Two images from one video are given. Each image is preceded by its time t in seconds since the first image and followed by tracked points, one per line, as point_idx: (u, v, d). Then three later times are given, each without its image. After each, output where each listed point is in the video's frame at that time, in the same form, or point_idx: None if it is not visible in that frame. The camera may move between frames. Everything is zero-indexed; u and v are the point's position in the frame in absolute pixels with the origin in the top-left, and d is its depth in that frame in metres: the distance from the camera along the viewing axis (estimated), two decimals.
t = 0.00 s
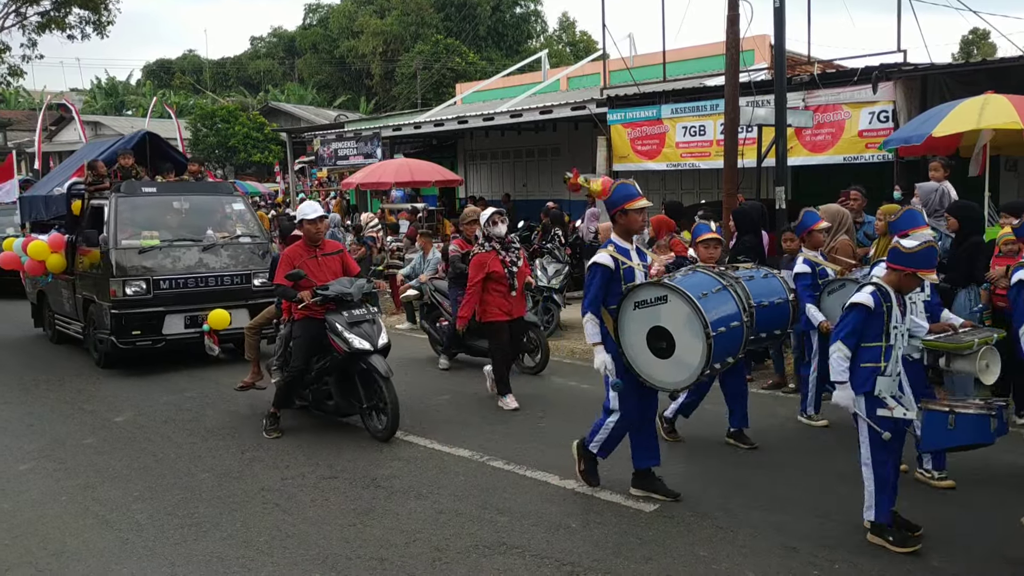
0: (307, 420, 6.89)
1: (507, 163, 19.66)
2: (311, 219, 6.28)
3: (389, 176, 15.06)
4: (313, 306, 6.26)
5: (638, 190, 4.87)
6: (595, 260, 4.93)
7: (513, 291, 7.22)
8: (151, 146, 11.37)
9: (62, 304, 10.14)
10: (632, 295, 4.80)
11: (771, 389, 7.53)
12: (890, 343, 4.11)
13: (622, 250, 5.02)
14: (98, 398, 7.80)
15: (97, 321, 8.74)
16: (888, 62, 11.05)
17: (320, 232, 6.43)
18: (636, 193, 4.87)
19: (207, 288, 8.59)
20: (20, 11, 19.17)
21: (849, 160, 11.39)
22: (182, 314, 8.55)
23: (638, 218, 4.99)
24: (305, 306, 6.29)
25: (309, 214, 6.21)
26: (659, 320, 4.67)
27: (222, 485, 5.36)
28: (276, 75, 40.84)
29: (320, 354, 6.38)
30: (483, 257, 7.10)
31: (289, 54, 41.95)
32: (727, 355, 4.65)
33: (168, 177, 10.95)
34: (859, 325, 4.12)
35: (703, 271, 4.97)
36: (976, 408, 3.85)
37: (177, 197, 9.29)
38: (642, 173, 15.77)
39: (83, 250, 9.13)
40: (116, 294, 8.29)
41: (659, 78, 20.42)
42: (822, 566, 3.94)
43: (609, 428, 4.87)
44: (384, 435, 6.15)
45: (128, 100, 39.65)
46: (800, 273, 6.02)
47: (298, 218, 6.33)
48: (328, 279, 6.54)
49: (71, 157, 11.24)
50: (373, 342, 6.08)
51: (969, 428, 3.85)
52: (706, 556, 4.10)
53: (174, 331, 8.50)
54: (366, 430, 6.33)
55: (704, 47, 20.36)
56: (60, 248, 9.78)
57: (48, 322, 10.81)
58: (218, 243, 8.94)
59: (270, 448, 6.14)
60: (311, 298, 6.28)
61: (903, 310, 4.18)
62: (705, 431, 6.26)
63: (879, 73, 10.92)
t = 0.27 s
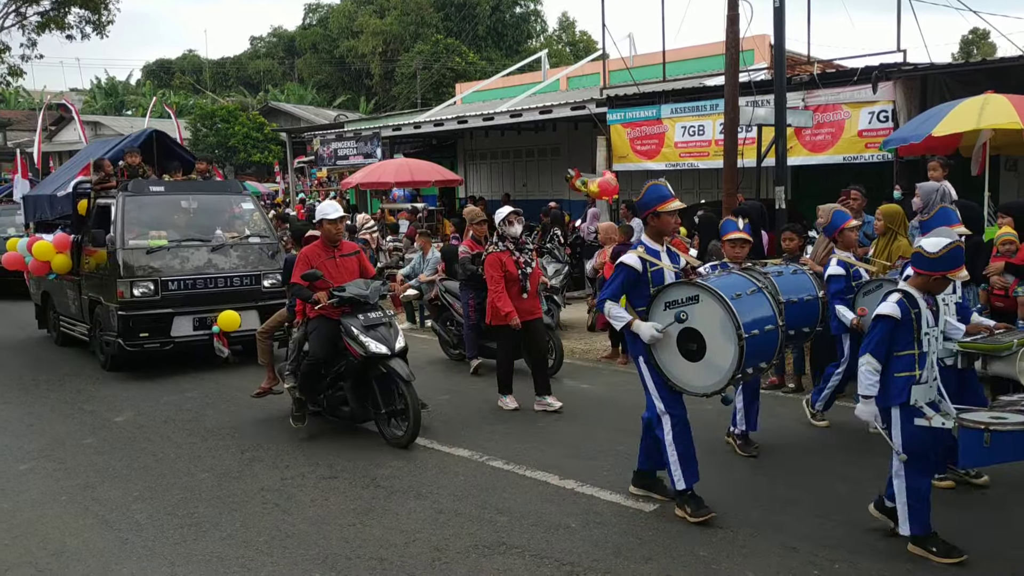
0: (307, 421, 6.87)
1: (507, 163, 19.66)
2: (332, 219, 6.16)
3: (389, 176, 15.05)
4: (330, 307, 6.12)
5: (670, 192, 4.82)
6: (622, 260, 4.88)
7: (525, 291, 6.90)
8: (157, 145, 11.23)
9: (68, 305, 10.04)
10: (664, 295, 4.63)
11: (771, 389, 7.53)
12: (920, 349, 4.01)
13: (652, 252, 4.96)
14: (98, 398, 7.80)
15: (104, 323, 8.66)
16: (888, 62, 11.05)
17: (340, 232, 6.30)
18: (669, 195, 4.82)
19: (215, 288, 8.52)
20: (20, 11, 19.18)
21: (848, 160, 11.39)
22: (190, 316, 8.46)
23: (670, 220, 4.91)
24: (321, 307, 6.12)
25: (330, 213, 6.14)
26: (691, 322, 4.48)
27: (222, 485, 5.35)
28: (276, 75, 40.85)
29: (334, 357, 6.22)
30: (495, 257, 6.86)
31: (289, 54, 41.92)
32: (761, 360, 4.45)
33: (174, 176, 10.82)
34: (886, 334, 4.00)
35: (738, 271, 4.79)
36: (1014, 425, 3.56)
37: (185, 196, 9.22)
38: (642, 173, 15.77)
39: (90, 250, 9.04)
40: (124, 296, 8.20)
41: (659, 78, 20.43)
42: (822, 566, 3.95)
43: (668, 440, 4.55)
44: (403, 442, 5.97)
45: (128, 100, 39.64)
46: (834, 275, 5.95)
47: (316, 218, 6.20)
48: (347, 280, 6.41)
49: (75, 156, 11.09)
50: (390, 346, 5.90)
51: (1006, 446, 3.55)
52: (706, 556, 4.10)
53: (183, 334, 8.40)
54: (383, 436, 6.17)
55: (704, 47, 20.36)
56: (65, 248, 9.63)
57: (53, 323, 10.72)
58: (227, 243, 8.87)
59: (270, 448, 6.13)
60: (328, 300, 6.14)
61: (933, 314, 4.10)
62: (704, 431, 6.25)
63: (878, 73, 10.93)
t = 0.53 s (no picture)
0: (306, 420, 6.87)
1: (507, 162, 19.65)
2: (347, 219, 6.13)
3: (388, 175, 15.04)
4: (344, 308, 6.05)
5: (700, 194, 4.59)
6: (652, 262, 4.67)
7: (548, 297, 6.72)
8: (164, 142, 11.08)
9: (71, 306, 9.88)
10: (701, 297, 4.40)
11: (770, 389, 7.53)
12: (955, 350, 3.89)
13: (684, 254, 4.75)
14: (97, 397, 7.80)
15: (109, 325, 8.50)
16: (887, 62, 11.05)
17: (354, 232, 6.25)
18: (699, 197, 4.59)
19: (224, 289, 8.38)
20: (19, 10, 19.18)
21: (848, 159, 11.39)
22: (198, 318, 8.31)
23: (701, 222, 4.70)
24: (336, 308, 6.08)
25: (346, 212, 6.13)
26: (731, 327, 4.27)
27: (221, 485, 5.35)
28: (276, 75, 40.84)
29: (353, 362, 6.08)
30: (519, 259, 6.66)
31: (288, 53, 41.88)
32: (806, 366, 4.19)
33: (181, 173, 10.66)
34: (919, 338, 3.88)
35: (778, 273, 4.57)
36: None
37: (192, 195, 9.10)
38: (642, 172, 15.77)
39: (95, 251, 8.90)
40: (130, 297, 8.05)
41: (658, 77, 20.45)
42: (820, 566, 3.95)
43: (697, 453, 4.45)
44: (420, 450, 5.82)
45: (128, 100, 39.64)
46: (852, 272, 6.08)
47: (331, 218, 6.20)
48: (361, 280, 6.40)
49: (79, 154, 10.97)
50: (408, 349, 5.80)
51: None
52: (705, 555, 4.10)
53: (191, 336, 8.25)
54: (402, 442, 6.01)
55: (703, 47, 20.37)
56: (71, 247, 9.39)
57: (56, 324, 10.59)
58: (236, 243, 8.75)
59: (269, 448, 6.13)
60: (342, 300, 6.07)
61: (966, 312, 3.99)
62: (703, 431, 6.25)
63: (877, 73, 10.94)
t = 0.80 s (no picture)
0: (306, 420, 6.87)
1: (506, 162, 19.65)
2: (361, 219, 5.99)
3: (387, 175, 15.04)
4: (361, 310, 5.82)
5: (734, 188, 4.46)
6: (685, 260, 4.50)
7: (574, 295, 6.53)
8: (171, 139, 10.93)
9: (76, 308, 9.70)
10: (739, 299, 4.21)
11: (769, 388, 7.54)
12: (1004, 356, 3.77)
13: (717, 252, 4.56)
14: (96, 397, 7.79)
15: (115, 327, 8.28)
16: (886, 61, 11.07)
17: (368, 232, 6.10)
18: (732, 192, 4.46)
19: (233, 290, 8.13)
20: (18, 10, 19.18)
21: (848, 159, 11.40)
22: (207, 320, 8.07)
23: (735, 219, 4.52)
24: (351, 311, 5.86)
25: (359, 211, 5.97)
26: (768, 330, 4.09)
27: (220, 485, 5.34)
28: (275, 75, 40.84)
29: (368, 367, 5.88)
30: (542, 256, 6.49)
31: (288, 53, 41.85)
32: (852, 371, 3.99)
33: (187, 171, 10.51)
34: (965, 343, 3.79)
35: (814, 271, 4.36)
36: None
37: (200, 194, 8.85)
38: (641, 172, 15.77)
39: (101, 252, 8.68)
40: (137, 300, 7.83)
41: (658, 77, 20.47)
42: (820, 565, 3.95)
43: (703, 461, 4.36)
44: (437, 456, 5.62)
45: (127, 100, 39.64)
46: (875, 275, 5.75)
47: (344, 218, 6.05)
48: (377, 281, 6.23)
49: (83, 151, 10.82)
50: (426, 353, 5.58)
51: None
52: (704, 555, 4.10)
53: (200, 339, 8.01)
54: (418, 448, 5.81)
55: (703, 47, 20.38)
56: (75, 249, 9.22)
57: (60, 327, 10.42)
58: (244, 244, 8.48)
59: (268, 448, 6.12)
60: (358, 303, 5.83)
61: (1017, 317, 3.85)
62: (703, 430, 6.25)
63: (877, 72, 10.96)
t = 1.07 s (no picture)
0: (306, 420, 6.86)
1: (506, 162, 19.65)
2: (374, 219, 5.84)
3: (387, 175, 15.03)
4: (377, 313, 5.66)
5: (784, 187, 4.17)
6: (732, 259, 4.21)
7: (590, 301, 6.35)
8: (176, 137, 10.68)
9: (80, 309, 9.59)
10: (787, 304, 3.99)
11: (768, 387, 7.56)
12: None
13: (764, 252, 4.26)
14: (95, 397, 7.78)
15: (123, 329, 8.18)
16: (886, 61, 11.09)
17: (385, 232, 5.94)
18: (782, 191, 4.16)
19: (243, 292, 8.02)
20: (18, 10, 19.16)
21: (847, 159, 11.40)
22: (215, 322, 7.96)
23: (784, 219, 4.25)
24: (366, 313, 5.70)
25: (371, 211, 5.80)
26: (817, 338, 3.89)
27: (220, 485, 5.34)
28: (275, 75, 40.81)
29: (384, 372, 5.68)
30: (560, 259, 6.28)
31: (287, 53, 41.70)
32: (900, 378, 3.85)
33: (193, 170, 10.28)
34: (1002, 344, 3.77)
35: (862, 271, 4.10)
36: None
37: (210, 193, 8.68)
38: (641, 172, 15.77)
39: (107, 251, 8.56)
40: (145, 301, 7.74)
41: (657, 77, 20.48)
42: (820, 565, 3.95)
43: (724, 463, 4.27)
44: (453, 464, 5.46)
45: (126, 99, 39.60)
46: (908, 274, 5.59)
47: (357, 218, 5.88)
48: (392, 283, 6.03)
49: (85, 150, 10.58)
50: (444, 357, 5.42)
51: None
52: (703, 555, 4.10)
53: (208, 341, 7.90)
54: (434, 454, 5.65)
55: (703, 46, 20.38)
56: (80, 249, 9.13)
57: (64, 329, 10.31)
58: (254, 244, 8.36)
59: (268, 448, 6.12)
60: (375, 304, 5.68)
61: None
62: (702, 430, 6.24)
63: (877, 72, 10.99)
